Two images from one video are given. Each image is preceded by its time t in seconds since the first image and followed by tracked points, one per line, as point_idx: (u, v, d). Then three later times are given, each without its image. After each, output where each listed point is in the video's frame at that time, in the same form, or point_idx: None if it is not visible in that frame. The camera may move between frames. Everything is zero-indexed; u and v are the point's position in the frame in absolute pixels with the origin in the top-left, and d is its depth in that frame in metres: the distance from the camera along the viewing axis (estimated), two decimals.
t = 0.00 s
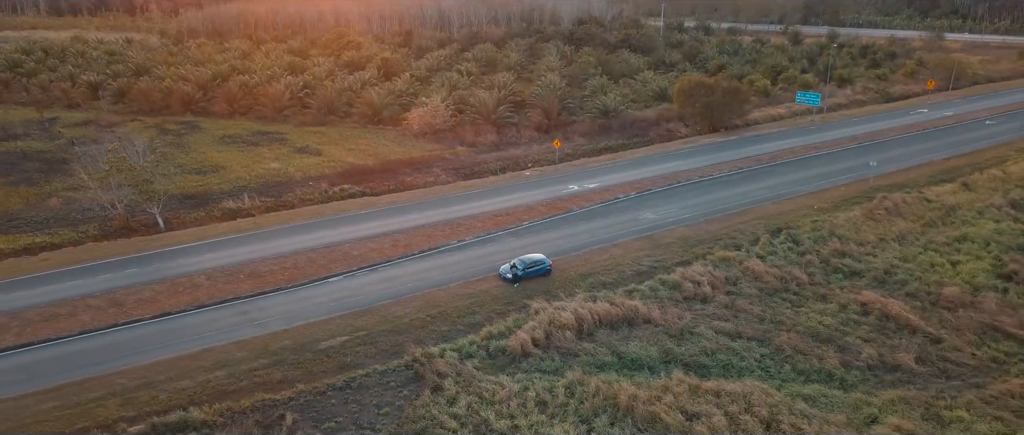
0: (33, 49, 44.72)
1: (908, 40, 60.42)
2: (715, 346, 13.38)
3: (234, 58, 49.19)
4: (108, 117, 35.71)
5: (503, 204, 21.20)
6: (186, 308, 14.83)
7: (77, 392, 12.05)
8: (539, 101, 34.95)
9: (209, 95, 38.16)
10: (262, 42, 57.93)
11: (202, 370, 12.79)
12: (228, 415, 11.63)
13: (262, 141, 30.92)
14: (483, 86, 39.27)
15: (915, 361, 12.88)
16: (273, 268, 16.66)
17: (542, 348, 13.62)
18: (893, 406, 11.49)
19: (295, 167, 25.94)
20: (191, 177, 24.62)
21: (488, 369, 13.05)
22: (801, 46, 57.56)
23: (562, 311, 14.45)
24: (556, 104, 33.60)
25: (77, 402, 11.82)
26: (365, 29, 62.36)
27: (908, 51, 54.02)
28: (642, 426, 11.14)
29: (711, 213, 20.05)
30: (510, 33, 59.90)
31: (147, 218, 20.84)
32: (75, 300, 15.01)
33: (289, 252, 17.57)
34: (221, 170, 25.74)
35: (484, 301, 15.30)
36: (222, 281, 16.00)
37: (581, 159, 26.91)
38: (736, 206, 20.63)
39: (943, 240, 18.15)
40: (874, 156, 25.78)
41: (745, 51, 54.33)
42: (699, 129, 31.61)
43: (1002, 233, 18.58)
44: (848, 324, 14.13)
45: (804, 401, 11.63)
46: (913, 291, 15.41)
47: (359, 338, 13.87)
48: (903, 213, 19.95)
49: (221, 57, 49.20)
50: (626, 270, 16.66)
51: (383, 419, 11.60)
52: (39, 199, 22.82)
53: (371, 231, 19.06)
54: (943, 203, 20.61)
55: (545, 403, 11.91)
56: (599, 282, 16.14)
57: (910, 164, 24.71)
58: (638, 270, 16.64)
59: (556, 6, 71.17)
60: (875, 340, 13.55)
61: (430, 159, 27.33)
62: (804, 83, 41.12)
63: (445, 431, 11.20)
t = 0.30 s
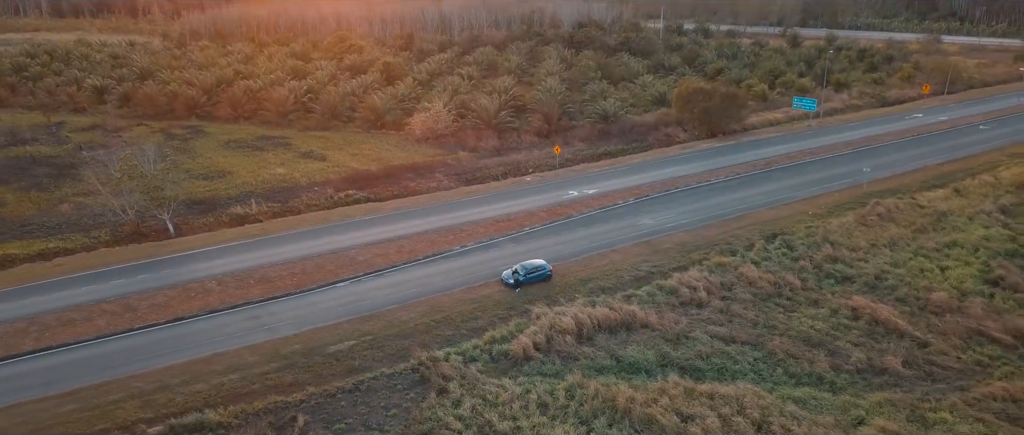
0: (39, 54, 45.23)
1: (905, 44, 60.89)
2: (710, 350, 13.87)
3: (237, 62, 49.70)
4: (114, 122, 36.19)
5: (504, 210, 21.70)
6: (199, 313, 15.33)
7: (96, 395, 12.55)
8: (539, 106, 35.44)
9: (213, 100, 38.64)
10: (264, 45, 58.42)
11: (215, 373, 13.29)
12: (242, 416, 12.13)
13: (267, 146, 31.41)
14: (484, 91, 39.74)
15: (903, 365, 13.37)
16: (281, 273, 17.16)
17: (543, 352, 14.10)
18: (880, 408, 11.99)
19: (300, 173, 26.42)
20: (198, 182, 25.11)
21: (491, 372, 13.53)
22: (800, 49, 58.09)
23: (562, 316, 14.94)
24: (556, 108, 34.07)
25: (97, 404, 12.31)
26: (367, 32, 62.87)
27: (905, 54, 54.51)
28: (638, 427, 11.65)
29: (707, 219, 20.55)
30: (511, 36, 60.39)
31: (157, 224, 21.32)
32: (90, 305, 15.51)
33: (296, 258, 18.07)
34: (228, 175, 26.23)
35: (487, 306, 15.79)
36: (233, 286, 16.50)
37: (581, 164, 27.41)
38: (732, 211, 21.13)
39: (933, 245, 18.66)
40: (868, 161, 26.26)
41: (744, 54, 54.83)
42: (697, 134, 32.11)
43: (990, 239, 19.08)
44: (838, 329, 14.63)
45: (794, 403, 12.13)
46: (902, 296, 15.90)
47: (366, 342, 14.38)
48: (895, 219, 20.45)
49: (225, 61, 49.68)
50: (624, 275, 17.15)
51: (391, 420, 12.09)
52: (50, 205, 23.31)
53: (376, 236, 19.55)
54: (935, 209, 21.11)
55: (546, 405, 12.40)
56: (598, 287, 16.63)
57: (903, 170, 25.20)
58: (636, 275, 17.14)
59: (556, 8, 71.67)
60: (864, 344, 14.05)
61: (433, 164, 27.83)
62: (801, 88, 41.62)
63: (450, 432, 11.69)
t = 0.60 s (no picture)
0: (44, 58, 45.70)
1: (903, 47, 61.41)
2: (704, 355, 14.38)
3: (240, 65, 50.20)
4: (120, 126, 36.69)
5: (506, 216, 22.20)
6: (211, 317, 15.83)
7: (115, 397, 13.07)
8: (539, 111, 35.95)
9: (217, 104, 39.14)
10: (266, 47, 58.93)
11: (228, 376, 13.80)
12: (255, 419, 12.64)
13: (272, 151, 31.90)
14: (484, 95, 40.25)
15: (890, 369, 13.89)
16: (290, 279, 17.66)
17: (544, 356, 14.60)
18: (867, 410, 12.51)
19: (305, 178, 26.90)
20: (205, 187, 25.59)
21: (493, 376, 14.04)
22: (797, 52, 58.59)
23: (562, 321, 15.44)
24: (556, 113, 34.57)
25: (116, 407, 12.82)
26: (368, 34, 63.33)
27: (902, 57, 55.00)
28: (635, 429, 12.16)
29: (703, 225, 21.07)
30: (511, 39, 60.90)
31: (167, 230, 21.84)
32: (106, 310, 16.04)
33: (304, 264, 18.58)
34: (234, 180, 26.74)
35: (489, 311, 16.30)
36: (243, 292, 17.00)
37: (581, 170, 27.91)
38: (728, 217, 21.63)
39: (923, 251, 19.15)
40: (862, 167, 26.76)
41: (742, 58, 55.35)
42: (695, 139, 32.61)
43: (979, 245, 19.58)
44: (829, 334, 15.14)
45: (785, 406, 12.64)
46: (892, 302, 16.42)
47: (373, 346, 14.89)
48: (887, 225, 20.95)
49: (228, 64, 50.18)
50: (622, 280, 17.67)
51: (398, 422, 12.59)
52: (61, 211, 23.83)
53: (381, 242, 20.06)
54: (926, 214, 21.61)
55: (546, 408, 12.91)
56: (597, 292, 17.14)
57: (896, 175, 25.70)
58: (634, 280, 17.65)
59: (556, 10, 72.15)
60: (853, 349, 14.57)
61: (435, 169, 28.34)
62: (799, 92, 42.14)
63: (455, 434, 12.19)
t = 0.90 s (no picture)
0: (49, 61, 46.22)
1: (900, 50, 61.94)
2: (699, 359, 14.90)
3: (244, 68, 50.73)
4: (125, 130, 37.20)
5: (507, 221, 22.71)
6: (222, 322, 16.35)
7: (131, 400, 13.58)
8: (539, 116, 36.47)
9: (222, 108, 39.65)
10: (268, 50, 59.48)
11: (240, 380, 14.31)
12: (267, 421, 13.15)
13: (277, 156, 32.42)
14: (485, 99, 40.78)
15: (878, 372, 14.41)
16: (298, 284, 18.18)
17: (544, 360, 15.11)
18: (855, 413, 13.03)
19: (310, 183, 27.42)
20: (212, 192, 26.10)
21: (496, 379, 14.56)
22: (796, 54, 59.11)
23: (562, 326, 15.95)
24: (557, 118, 35.09)
25: (133, 409, 13.34)
26: (370, 37, 63.87)
27: (900, 60, 55.52)
28: (632, 431, 12.67)
29: (700, 230, 21.58)
30: (511, 41, 61.45)
31: (176, 235, 22.34)
32: (120, 315, 16.56)
33: (312, 269, 19.11)
34: (240, 185, 27.26)
35: (491, 316, 16.81)
36: (252, 297, 17.51)
37: (580, 175, 28.42)
38: (725, 223, 22.15)
39: (913, 257, 19.68)
40: (856, 172, 27.27)
41: (741, 61, 55.87)
42: (693, 144, 33.12)
43: (968, 250, 20.10)
44: (820, 338, 15.66)
45: (776, 408, 13.16)
46: (882, 307, 16.94)
47: (379, 350, 15.41)
48: (879, 231, 21.47)
49: (231, 67, 50.70)
50: (621, 285, 18.18)
51: (404, 424, 13.11)
52: (71, 216, 24.35)
53: (386, 248, 20.58)
54: (918, 220, 22.12)
55: (547, 410, 13.43)
56: (596, 297, 17.64)
57: (889, 181, 26.21)
58: (632, 286, 18.16)
59: (556, 12, 72.68)
60: (843, 353, 15.08)
61: (437, 174, 28.85)
62: (796, 96, 42.66)
63: None
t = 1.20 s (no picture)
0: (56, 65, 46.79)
1: (898, 53, 62.47)
2: (695, 364, 15.43)
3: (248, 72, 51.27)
4: (132, 135, 37.72)
5: (509, 228, 23.22)
6: (233, 328, 16.87)
7: (148, 404, 14.11)
8: (540, 122, 37.00)
9: (227, 113, 40.17)
10: (271, 53, 60.01)
11: (252, 384, 14.84)
12: (279, 424, 13.68)
13: (282, 161, 32.94)
14: (487, 105, 41.31)
15: (868, 377, 14.95)
16: (306, 290, 18.69)
17: (545, 365, 15.63)
18: (844, 417, 13.56)
19: (316, 189, 27.94)
20: (220, 198, 26.63)
21: (499, 383, 15.08)
22: (794, 58, 59.65)
23: (563, 331, 16.47)
24: (557, 124, 35.62)
25: (150, 413, 13.86)
26: (372, 40, 64.41)
27: (897, 64, 56.07)
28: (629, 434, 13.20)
29: (697, 237, 22.10)
30: (512, 45, 61.97)
31: (185, 241, 22.87)
32: (134, 321, 17.09)
33: (319, 275, 19.63)
34: (247, 191, 27.79)
35: (494, 321, 17.34)
36: (263, 303, 18.03)
37: (580, 181, 28.92)
38: (722, 229, 22.66)
39: (905, 263, 20.20)
40: (852, 179, 27.77)
41: (740, 64, 56.38)
42: (691, 150, 33.66)
43: (959, 257, 20.63)
44: (812, 344, 16.20)
45: (768, 412, 13.69)
46: (873, 313, 17.46)
47: (385, 355, 15.93)
48: (872, 237, 21.99)
49: (235, 71, 51.23)
50: (620, 291, 18.71)
51: (411, 427, 13.63)
52: (82, 222, 24.89)
53: (391, 254, 21.10)
54: (910, 227, 22.64)
55: (548, 414, 13.96)
56: (595, 303, 18.16)
57: (884, 187, 26.71)
58: (631, 292, 18.68)
59: (557, 14, 73.17)
60: (834, 358, 15.62)
61: (440, 180, 29.38)
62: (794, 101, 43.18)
63: None
